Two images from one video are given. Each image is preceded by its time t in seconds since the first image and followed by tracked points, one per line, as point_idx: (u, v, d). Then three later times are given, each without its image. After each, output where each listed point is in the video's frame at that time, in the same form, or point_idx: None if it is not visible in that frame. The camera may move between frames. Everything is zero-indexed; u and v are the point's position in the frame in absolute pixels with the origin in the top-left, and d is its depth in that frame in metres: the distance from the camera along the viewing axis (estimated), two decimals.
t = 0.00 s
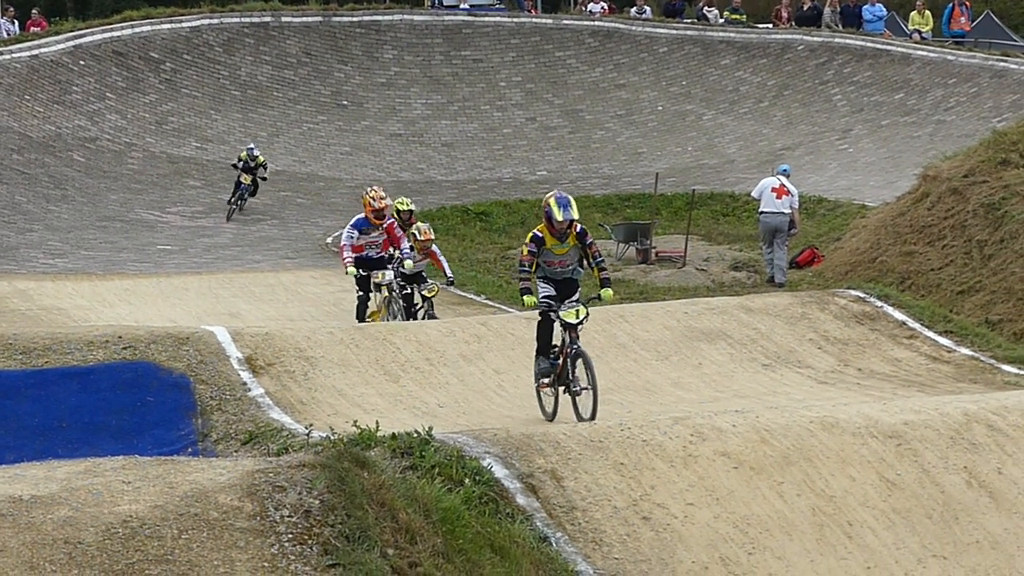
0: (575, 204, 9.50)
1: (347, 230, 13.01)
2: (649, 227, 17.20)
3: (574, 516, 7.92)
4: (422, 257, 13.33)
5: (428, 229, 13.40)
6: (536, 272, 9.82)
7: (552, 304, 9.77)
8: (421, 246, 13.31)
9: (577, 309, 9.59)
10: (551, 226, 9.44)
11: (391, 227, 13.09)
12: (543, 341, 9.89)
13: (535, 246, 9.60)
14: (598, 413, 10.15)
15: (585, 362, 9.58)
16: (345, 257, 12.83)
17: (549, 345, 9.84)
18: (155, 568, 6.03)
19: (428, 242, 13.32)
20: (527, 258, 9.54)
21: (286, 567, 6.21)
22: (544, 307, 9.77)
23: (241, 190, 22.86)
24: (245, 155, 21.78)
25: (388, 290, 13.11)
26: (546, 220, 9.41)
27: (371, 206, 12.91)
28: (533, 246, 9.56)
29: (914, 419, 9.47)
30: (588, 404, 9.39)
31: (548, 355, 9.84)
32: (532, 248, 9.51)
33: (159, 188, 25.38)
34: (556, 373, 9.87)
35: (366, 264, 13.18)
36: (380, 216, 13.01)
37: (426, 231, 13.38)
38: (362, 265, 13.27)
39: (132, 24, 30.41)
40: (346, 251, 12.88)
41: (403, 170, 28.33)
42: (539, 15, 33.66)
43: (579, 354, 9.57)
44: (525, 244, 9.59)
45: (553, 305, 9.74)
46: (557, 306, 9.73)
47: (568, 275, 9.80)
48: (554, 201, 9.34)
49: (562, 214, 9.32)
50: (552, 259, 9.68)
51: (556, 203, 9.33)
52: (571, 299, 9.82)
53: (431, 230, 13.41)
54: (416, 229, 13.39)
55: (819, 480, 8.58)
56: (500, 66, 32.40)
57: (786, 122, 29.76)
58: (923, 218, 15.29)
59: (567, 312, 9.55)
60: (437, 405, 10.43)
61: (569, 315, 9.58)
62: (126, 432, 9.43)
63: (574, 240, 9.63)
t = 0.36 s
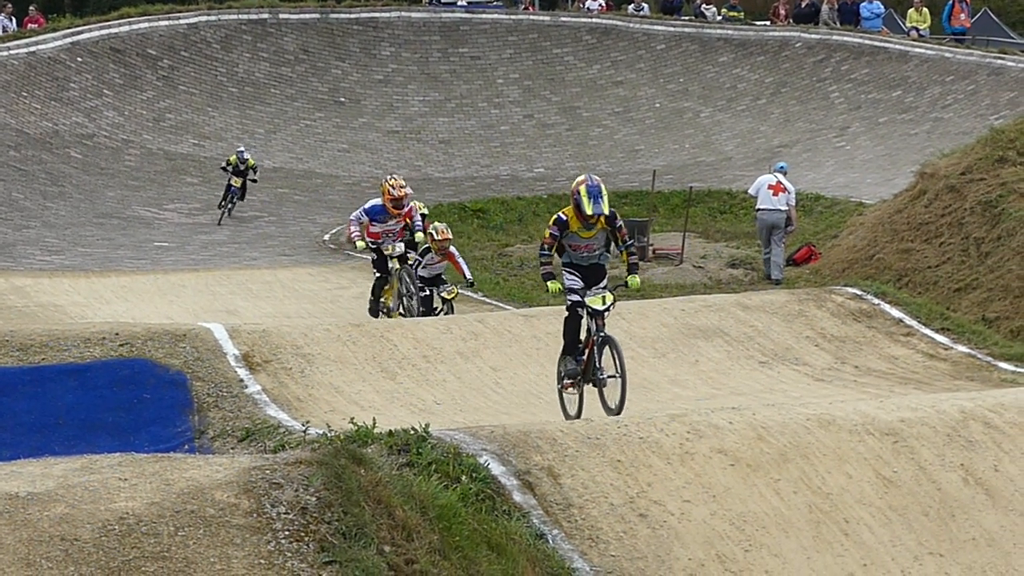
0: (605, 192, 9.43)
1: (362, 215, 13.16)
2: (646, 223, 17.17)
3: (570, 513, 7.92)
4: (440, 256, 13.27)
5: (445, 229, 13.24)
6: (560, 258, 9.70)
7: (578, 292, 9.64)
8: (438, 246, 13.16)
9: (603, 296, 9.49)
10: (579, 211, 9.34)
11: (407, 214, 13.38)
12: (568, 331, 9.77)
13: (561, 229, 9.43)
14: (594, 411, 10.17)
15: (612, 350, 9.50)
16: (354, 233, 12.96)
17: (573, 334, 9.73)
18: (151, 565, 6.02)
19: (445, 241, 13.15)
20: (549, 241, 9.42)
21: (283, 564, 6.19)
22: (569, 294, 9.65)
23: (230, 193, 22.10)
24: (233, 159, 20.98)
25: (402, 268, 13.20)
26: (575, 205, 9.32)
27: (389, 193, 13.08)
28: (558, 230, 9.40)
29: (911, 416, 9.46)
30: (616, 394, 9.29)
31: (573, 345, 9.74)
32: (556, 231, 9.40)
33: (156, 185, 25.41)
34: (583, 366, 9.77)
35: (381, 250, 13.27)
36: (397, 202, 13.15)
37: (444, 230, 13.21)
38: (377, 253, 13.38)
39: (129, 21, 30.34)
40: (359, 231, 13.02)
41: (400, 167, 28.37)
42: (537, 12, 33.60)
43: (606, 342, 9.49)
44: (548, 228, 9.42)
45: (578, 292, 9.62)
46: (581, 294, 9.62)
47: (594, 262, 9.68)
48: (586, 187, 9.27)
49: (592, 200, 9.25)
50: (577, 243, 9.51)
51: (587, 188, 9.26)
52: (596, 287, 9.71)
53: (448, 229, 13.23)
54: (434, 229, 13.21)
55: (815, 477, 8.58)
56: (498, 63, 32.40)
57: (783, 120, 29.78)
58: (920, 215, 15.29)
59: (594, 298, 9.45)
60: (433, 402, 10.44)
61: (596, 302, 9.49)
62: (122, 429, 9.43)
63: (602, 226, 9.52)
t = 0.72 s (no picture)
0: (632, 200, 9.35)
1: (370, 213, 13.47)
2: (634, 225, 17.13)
3: (559, 514, 7.92)
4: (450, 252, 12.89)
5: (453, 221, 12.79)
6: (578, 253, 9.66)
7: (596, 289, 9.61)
8: (447, 240, 12.72)
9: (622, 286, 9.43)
10: (603, 214, 9.28)
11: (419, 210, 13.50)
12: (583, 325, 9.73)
13: (582, 229, 9.40)
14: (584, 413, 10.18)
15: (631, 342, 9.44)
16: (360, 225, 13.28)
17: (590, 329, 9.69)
18: (140, 566, 5.97)
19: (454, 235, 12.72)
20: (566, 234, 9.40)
21: (272, 565, 6.14)
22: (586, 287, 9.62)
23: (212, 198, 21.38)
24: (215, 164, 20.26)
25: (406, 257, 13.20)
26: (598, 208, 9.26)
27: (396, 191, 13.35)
28: (579, 228, 9.37)
29: (899, 418, 9.47)
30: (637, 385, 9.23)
31: (591, 341, 9.71)
32: (575, 226, 9.37)
33: (145, 185, 25.41)
34: (600, 363, 9.74)
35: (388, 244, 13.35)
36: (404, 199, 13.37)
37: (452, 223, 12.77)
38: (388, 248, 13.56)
39: (117, 21, 30.27)
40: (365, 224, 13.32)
41: (390, 168, 28.41)
42: (526, 13, 33.55)
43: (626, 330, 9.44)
44: (567, 224, 9.37)
45: (596, 287, 9.58)
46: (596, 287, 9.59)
47: (614, 259, 9.64)
48: (612, 193, 9.21)
49: (617, 208, 9.18)
50: (599, 243, 9.50)
51: (613, 195, 9.18)
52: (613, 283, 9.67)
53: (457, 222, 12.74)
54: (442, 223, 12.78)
55: (805, 478, 8.58)
56: (487, 64, 32.40)
57: (772, 121, 29.82)
58: (909, 217, 15.32)
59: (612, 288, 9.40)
60: (422, 403, 10.44)
61: (615, 294, 9.44)
62: (111, 431, 9.41)
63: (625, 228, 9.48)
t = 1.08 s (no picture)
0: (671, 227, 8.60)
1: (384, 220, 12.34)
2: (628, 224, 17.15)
3: (552, 514, 7.92)
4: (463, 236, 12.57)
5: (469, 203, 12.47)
6: (603, 259, 9.09)
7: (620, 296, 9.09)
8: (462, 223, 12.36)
9: (654, 288, 8.80)
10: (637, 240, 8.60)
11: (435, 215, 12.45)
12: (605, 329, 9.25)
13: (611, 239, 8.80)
14: (577, 411, 10.20)
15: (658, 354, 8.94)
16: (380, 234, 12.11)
17: (614, 337, 9.22)
18: (132, 565, 5.94)
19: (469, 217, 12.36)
20: (593, 240, 8.80)
21: (265, 564, 6.12)
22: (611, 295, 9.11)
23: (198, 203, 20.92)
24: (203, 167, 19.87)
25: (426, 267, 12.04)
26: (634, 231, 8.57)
27: (412, 195, 12.27)
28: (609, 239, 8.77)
29: (892, 417, 9.46)
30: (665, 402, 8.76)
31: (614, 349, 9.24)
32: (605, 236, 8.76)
33: (138, 184, 25.39)
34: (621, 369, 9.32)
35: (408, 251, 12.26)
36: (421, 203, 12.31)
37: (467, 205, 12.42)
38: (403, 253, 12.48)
39: (110, 20, 30.27)
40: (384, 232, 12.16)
41: (383, 167, 28.41)
42: (519, 12, 33.59)
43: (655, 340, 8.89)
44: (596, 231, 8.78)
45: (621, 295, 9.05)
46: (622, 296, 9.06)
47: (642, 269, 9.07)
48: (650, 221, 8.48)
49: (653, 238, 8.47)
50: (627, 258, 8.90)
51: (649, 224, 8.46)
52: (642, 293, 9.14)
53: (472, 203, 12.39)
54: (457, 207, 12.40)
55: (797, 477, 8.57)
56: (480, 63, 32.42)
57: (766, 120, 29.83)
58: (902, 216, 15.34)
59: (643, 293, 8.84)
60: (415, 402, 10.45)
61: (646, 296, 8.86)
62: (104, 429, 9.41)
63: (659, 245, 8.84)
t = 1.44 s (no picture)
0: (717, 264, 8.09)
1: (409, 232, 11.57)
2: (629, 222, 17.21)
3: (554, 511, 7.92)
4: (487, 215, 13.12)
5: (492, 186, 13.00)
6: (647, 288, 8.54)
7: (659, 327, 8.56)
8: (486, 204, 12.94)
9: (705, 324, 8.23)
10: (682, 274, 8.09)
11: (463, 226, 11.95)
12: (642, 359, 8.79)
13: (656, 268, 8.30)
14: (580, 409, 10.20)
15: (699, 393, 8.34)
16: (409, 251, 11.40)
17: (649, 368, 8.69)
18: (135, 563, 5.93)
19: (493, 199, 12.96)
20: (641, 272, 8.31)
21: (267, 562, 6.11)
22: (646, 322, 8.62)
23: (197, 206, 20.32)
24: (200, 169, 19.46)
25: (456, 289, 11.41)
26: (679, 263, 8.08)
27: (438, 203, 11.51)
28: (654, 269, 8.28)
29: (894, 414, 9.45)
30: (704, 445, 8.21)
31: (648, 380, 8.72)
32: (653, 266, 8.28)
33: (139, 183, 25.39)
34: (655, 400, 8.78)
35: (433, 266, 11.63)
36: (449, 214, 11.59)
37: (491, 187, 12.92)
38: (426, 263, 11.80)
39: (111, 19, 30.29)
40: (412, 248, 11.44)
41: (384, 165, 28.41)
42: (520, 9, 33.61)
43: (696, 379, 8.29)
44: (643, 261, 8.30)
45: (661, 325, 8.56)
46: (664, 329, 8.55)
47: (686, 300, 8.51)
48: (696, 254, 8.00)
49: (700, 270, 7.99)
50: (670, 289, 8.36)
51: (696, 258, 7.99)
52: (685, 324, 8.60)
53: (496, 186, 12.97)
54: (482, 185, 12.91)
55: (799, 474, 8.56)
56: (481, 61, 32.43)
57: (767, 117, 29.83)
58: (903, 213, 15.34)
59: (694, 328, 8.22)
60: (417, 400, 10.45)
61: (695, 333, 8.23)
62: (106, 427, 9.41)
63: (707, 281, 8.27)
